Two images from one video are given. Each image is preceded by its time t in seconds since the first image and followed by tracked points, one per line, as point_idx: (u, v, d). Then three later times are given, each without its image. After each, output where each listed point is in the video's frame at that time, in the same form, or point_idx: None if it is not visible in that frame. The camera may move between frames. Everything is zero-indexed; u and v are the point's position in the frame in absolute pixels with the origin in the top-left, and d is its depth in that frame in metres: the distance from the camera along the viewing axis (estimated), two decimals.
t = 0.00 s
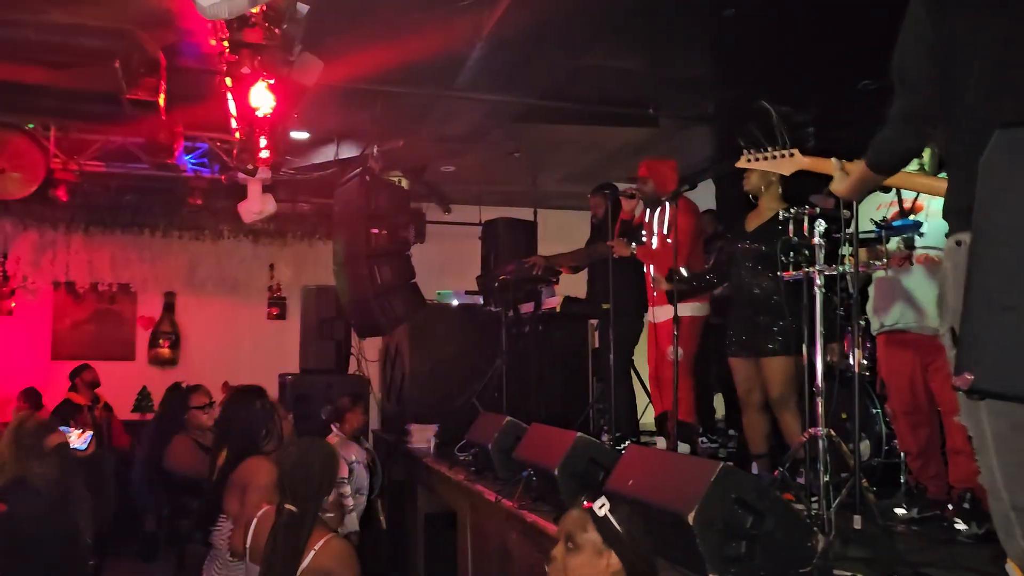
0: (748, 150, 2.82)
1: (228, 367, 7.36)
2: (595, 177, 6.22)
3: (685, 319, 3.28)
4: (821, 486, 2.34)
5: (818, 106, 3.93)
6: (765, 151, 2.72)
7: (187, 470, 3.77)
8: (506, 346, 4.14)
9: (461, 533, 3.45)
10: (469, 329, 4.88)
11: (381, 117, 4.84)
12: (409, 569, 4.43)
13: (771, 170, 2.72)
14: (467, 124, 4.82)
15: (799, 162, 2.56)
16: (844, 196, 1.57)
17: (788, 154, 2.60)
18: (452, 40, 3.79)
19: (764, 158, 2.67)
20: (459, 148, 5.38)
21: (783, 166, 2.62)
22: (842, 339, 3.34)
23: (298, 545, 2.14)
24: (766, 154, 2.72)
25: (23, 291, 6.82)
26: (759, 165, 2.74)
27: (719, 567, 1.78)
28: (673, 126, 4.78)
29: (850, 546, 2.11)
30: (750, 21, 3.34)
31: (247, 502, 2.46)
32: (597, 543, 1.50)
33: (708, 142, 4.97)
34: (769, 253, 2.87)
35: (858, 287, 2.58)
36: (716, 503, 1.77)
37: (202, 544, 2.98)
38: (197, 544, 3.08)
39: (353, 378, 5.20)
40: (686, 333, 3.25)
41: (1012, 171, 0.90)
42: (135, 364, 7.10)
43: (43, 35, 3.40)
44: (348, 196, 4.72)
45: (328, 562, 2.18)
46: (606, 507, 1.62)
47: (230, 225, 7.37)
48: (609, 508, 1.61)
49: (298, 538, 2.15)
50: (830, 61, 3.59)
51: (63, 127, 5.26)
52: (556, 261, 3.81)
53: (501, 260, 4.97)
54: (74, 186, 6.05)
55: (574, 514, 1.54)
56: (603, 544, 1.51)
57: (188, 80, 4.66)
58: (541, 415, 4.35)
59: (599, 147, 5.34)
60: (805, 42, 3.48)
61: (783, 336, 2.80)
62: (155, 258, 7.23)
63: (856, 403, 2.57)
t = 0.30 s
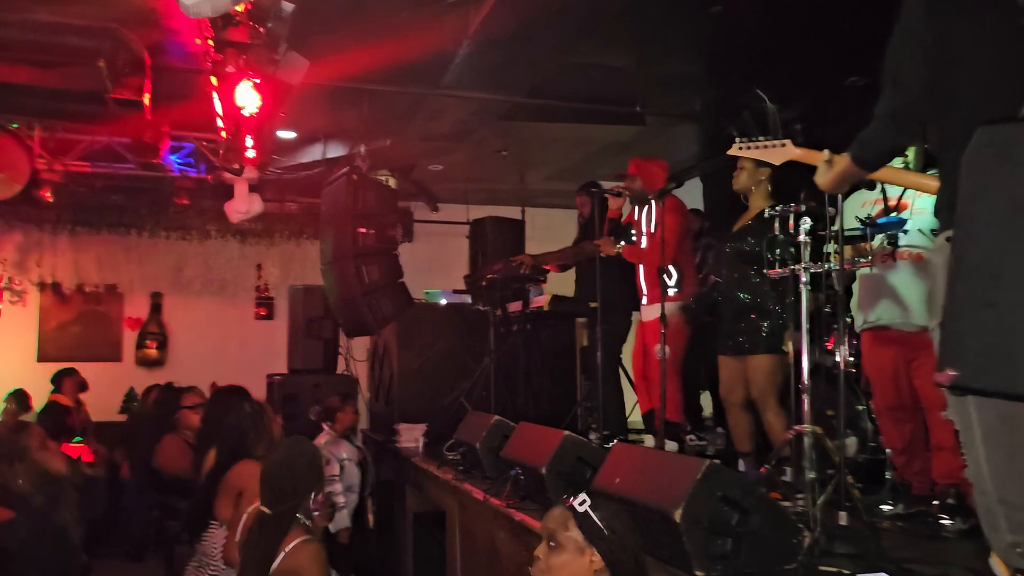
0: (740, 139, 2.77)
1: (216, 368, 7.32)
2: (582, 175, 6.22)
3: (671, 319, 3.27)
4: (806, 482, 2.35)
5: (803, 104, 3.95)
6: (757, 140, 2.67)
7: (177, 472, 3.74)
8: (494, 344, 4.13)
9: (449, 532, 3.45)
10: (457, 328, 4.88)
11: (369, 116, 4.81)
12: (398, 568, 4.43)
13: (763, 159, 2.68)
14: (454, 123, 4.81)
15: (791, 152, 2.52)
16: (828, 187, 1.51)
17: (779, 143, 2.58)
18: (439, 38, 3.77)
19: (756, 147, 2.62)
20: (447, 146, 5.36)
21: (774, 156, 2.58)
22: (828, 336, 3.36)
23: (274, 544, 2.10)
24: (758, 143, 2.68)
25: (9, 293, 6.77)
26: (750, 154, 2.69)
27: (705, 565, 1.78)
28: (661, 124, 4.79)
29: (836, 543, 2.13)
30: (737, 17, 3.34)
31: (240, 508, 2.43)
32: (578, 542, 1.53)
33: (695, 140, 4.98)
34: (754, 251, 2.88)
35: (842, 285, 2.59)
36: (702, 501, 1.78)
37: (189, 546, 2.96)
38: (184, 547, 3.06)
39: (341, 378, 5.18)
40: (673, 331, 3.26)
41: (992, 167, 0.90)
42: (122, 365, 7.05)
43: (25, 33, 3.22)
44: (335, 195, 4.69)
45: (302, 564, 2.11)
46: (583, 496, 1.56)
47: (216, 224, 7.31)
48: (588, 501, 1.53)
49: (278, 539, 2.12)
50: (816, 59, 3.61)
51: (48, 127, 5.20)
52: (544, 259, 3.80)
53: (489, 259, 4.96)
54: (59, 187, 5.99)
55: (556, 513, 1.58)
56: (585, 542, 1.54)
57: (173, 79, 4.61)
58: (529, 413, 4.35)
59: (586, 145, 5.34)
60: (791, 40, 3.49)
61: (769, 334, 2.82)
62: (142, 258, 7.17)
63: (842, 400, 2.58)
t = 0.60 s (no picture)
0: (738, 138, 2.72)
1: (204, 368, 7.29)
2: (572, 175, 6.23)
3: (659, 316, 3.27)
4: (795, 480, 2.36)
5: (793, 102, 3.95)
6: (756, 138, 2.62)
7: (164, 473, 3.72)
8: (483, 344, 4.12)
9: (438, 531, 3.45)
10: (446, 327, 4.87)
11: (356, 115, 4.79)
12: (387, 568, 4.43)
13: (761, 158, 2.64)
14: (444, 122, 4.80)
15: (790, 152, 2.48)
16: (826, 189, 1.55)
17: (780, 144, 2.52)
18: (429, 38, 3.77)
19: (754, 146, 2.57)
20: (436, 145, 5.36)
21: (773, 155, 2.53)
22: (815, 335, 3.39)
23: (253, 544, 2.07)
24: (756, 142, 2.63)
25: None
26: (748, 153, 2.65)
27: (693, 564, 1.79)
28: (650, 123, 4.80)
29: (823, 540, 2.14)
30: (727, 17, 3.35)
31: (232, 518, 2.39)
32: (557, 555, 1.51)
33: (684, 139, 5.00)
34: (743, 248, 2.89)
35: (829, 283, 2.60)
36: (689, 499, 1.78)
37: (176, 547, 2.94)
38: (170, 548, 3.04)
39: (330, 377, 5.16)
40: (662, 330, 3.27)
41: (977, 167, 0.90)
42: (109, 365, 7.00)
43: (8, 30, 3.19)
44: (323, 194, 4.66)
45: (272, 559, 2.03)
46: (562, 510, 1.54)
47: (205, 224, 7.27)
48: (568, 516, 1.52)
49: (253, 532, 2.07)
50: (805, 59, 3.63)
51: (33, 125, 5.15)
52: (534, 258, 3.80)
53: (479, 258, 4.96)
54: (46, 185, 5.95)
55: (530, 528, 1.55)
56: (563, 556, 1.52)
57: (161, 77, 4.57)
58: (518, 413, 4.36)
59: (576, 144, 5.36)
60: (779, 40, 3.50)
61: (762, 329, 2.83)
62: (129, 257, 7.11)
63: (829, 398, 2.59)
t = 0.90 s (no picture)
0: (737, 133, 2.63)
1: (196, 368, 7.25)
2: (565, 174, 6.24)
3: (653, 316, 3.25)
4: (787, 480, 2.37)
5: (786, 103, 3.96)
6: (754, 133, 2.54)
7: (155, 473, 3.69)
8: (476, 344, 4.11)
9: (431, 531, 3.44)
10: (438, 327, 4.86)
11: (349, 113, 4.78)
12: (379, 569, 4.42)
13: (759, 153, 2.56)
14: (437, 120, 4.80)
15: (789, 149, 2.42)
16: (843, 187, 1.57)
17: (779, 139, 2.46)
18: (423, 36, 3.77)
19: (753, 141, 2.50)
20: (429, 144, 5.36)
21: (772, 151, 2.47)
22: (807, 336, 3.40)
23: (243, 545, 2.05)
24: (755, 136, 2.55)
25: None
26: (746, 148, 2.57)
27: (686, 563, 1.80)
28: (643, 123, 4.81)
29: (815, 540, 2.14)
30: (721, 16, 3.36)
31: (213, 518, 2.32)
32: (542, 542, 1.51)
33: (677, 139, 5.01)
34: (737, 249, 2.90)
35: (822, 282, 2.60)
36: (682, 499, 1.79)
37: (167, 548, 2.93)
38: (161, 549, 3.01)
39: (323, 376, 5.14)
40: (656, 329, 3.27)
41: (968, 164, 0.87)
42: (99, 364, 6.95)
43: None
44: (316, 193, 4.64)
45: (252, 553, 2.00)
46: (548, 498, 1.55)
47: (197, 222, 7.23)
48: (554, 504, 1.52)
49: (236, 528, 2.05)
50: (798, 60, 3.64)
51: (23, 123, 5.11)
52: (527, 257, 3.80)
53: (472, 257, 4.96)
54: (36, 184, 5.90)
55: (516, 515, 1.56)
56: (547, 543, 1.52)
57: (153, 75, 4.54)
58: (511, 412, 4.36)
59: (568, 144, 5.36)
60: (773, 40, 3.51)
61: (754, 330, 2.84)
62: (121, 256, 7.07)
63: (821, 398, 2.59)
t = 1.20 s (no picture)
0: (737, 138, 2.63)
1: (191, 369, 7.23)
2: (563, 176, 6.24)
3: (647, 317, 3.30)
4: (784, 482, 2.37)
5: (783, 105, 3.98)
6: (753, 138, 2.54)
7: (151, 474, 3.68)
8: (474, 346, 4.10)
9: (428, 533, 3.44)
10: (435, 329, 4.86)
11: (346, 114, 4.78)
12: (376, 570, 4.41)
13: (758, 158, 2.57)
14: (435, 122, 4.80)
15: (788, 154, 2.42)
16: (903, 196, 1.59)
17: (776, 144, 2.47)
18: (420, 37, 3.77)
19: (753, 146, 2.50)
20: (428, 146, 5.36)
21: (771, 157, 2.47)
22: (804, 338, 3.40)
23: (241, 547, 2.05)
24: (754, 141, 2.55)
25: None
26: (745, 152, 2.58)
27: (683, 565, 1.80)
28: (640, 125, 4.81)
29: (813, 541, 2.14)
30: (718, 18, 3.37)
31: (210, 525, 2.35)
32: (545, 555, 1.51)
33: (674, 141, 5.01)
34: (735, 251, 2.90)
35: (819, 284, 2.60)
36: (680, 500, 1.79)
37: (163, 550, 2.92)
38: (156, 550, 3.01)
39: (320, 378, 5.13)
40: (653, 331, 3.28)
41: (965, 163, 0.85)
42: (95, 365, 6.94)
43: None
44: (314, 195, 4.64)
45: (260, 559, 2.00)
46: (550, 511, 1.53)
47: (194, 223, 7.22)
48: (554, 517, 1.51)
49: (236, 533, 2.04)
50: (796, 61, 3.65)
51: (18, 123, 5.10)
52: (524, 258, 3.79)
53: (470, 258, 4.95)
54: (31, 185, 5.90)
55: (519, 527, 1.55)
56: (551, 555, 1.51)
57: (151, 76, 4.53)
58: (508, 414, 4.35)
59: (565, 146, 5.37)
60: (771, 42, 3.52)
61: (752, 330, 2.85)
62: (117, 257, 7.07)
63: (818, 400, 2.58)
